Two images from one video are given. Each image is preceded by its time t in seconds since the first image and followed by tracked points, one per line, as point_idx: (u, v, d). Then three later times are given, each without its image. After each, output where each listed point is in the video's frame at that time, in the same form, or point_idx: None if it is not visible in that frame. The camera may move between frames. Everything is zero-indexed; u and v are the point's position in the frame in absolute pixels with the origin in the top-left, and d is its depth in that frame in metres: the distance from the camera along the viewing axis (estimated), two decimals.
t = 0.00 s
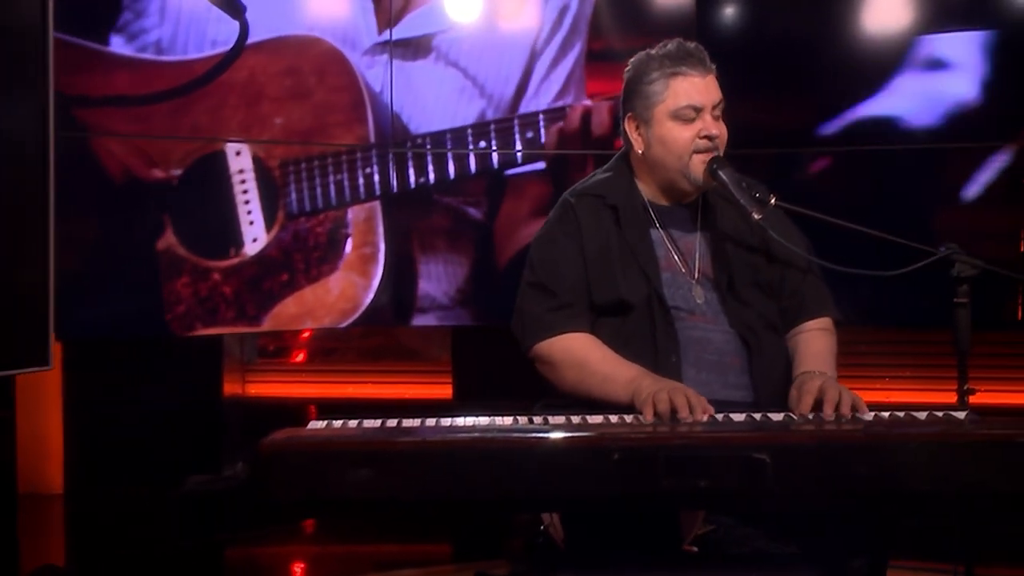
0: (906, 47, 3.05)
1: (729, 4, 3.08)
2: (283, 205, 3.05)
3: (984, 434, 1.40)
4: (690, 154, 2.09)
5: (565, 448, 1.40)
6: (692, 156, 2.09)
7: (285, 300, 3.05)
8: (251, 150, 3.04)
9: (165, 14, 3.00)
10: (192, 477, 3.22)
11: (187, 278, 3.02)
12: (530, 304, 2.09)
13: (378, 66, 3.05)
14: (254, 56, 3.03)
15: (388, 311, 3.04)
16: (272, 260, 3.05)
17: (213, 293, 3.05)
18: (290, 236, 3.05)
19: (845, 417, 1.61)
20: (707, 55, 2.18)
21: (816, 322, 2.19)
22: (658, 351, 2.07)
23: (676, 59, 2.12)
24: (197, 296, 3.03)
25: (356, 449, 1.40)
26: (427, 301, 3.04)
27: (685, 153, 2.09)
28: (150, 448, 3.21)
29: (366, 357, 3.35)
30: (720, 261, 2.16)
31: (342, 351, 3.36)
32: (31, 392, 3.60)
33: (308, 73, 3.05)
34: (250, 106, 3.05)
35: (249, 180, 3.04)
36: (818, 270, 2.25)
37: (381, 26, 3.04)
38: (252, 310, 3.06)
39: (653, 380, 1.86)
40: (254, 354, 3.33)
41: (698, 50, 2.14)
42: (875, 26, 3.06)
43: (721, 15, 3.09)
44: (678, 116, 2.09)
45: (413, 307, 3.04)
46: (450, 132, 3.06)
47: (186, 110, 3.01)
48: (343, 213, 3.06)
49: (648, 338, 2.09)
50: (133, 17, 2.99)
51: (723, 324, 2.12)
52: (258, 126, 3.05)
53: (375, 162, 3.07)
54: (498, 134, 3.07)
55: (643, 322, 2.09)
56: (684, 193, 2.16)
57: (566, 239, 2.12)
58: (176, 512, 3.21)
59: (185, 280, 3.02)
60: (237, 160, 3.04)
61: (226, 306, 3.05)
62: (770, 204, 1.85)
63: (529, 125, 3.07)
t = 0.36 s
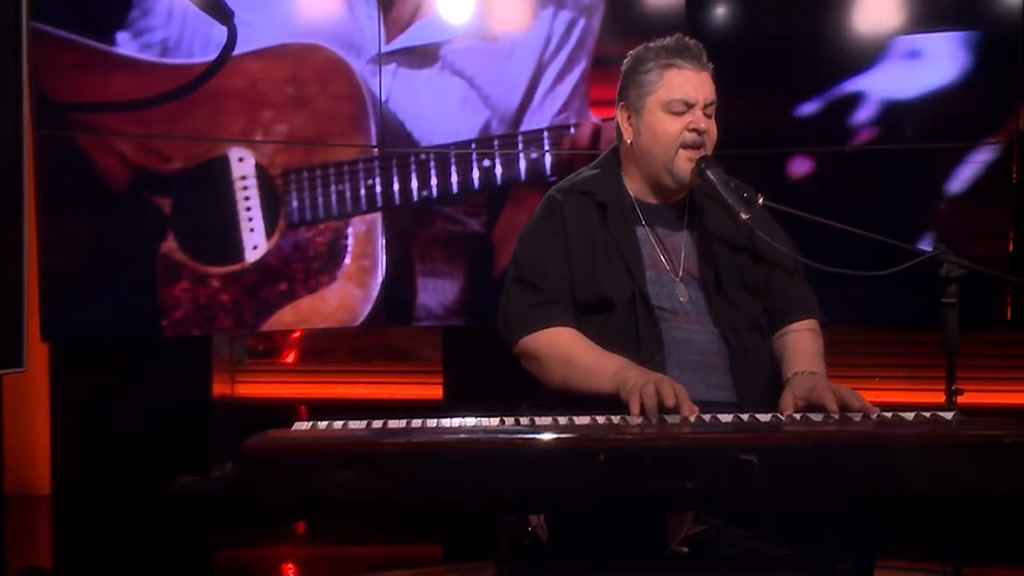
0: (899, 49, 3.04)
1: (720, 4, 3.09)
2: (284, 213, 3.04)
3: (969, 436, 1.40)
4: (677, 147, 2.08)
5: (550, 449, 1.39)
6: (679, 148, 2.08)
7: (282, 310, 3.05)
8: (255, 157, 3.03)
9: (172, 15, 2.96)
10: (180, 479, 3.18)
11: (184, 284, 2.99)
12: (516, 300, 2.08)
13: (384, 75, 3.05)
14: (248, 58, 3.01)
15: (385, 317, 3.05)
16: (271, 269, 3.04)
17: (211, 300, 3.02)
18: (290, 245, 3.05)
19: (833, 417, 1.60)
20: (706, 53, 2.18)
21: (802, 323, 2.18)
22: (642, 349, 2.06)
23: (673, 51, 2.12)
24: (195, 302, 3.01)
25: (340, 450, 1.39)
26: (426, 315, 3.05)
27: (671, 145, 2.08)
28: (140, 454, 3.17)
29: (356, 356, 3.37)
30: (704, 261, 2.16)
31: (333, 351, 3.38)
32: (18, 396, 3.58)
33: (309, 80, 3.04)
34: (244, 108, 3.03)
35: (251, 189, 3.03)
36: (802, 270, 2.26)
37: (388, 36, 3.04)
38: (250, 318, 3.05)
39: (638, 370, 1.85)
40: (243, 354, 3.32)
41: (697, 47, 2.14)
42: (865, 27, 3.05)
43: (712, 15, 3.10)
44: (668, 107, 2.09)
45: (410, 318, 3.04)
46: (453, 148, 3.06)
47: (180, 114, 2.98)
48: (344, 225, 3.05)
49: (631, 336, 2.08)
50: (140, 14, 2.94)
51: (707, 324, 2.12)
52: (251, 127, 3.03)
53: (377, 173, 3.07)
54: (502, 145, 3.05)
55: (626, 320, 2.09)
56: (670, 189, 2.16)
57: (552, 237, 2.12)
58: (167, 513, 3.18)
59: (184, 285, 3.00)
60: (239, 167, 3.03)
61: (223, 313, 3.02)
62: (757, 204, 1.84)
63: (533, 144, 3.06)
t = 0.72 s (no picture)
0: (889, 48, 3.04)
1: (709, 6, 3.11)
2: (290, 214, 3.07)
3: (953, 438, 1.40)
4: (666, 147, 2.08)
5: (535, 451, 1.39)
6: (667, 149, 2.08)
7: (285, 316, 3.08)
8: (265, 157, 3.03)
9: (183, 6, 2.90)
10: (167, 480, 3.17)
11: (188, 284, 2.95)
12: (506, 297, 2.06)
13: (399, 78, 3.11)
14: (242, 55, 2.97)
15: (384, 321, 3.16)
16: (278, 271, 3.06)
17: (216, 300, 3.00)
18: (296, 249, 3.08)
19: (820, 418, 1.60)
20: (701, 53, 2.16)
21: (788, 322, 2.18)
22: (630, 349, 2.06)
23: (667, 51, 2.11)
24: (199, 299, 2.98)
25: (322, 453, 1.38)
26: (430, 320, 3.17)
27: (660, 145, 2.08)
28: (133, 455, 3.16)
29: (345, 357, 3.37)
30: (693, 262, 2.16)
31: (322, 352, 3.37)
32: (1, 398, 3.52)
33: (324, 82, 3.07)
34: (237, 108, 2.99)
35: (259, 189, 3.03)
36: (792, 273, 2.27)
37: (406, 39, 3.10)
38: (253, 320, 3.05)
39: (626, 382, 1.84)
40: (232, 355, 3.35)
41: (692, 48, 2.13)
42: (853, 27, 3.05)
43: (702, 16, 3.12)
44: (658, 107, 2.08)
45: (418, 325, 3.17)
46: (464, 161, 3.17)
47: (169, 110, 2.92)
48: (351, 229, 3.12)
49: (619, 336, 2.08)
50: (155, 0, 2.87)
51: (694, 325, 2.12)
52: (240, 128, 3.01)
53: (387, 181, 3.14)
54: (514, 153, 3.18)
55: (614, 320, 2.08)
56: (658, 189, 2.15)
57: (542, 234, 2.11)
58: (151, 516, 3.13)
59: (184, 283, 2.95)
60: (249, 166, 3.02)
61: (226, 313, 3.01)
62: (745, 205, 1.84)
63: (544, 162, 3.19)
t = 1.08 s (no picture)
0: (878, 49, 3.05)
1: (699, 7, 3.13)
2: (285, 214, 3.06)
3: (940, 439, 1.40)
4: (646, 151, 2.08)
5: (521, 453, 1.38)
6: (647, 153, 2.08)
7: (281, 317, 3.07)
8: (260, 156, 3.02)
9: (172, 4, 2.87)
10: (153, 482, 3.10)
11: (186, 283, 2.93)
12: (494, 297, 2.05)
13: (394, 76, 3.10)
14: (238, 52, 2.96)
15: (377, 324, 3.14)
16: (274, 271, 3.05)
17: (213, 299, 2.98)
18: (293, 249, 3.07)
19: (807, 420, 1.59)
20: (699, 59, 2.12)
21: (776, 327, 2.18)
22: (618, 350, 2.05)
23: (660, 54, 2.09)
24: (196, 299, 2.96)
25: (306, 456, 1.36)
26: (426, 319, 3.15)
27: (640, 149, 2.08)
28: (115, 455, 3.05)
29: (337, 357, 3.36)
30: (681, 264, 2.16)
31: (311, 352, 3.37)
32: None
33: (321, 82, 3.06)
34: (230, 108, 2.97)
35: (253, 187, 3.01)
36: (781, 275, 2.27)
37: (400, 38, 3.10)
38: (250, 320, 3.04)
39: (614, 371, 1.84)
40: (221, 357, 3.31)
41: (688, 53, 2.09)
42: (842, 29, 3.06)
43: (691, 16, 3.14)
44: (643, 109, 2.08)
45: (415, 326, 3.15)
46: (461, 161, 3.15)
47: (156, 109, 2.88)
48: (347, 228, 3.11)
49: (607, 337, 2.08)
50: None
51: (681, 326, 2.12)
52: (234, 126, 2.98)
53: (382, 180, 3.12)
54: (507, 152, 3.15)
55: (601, 320, 2.08)
56: (641, 192, 2.16)
57: (530, 234, 2.10)
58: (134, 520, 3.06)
59: (174, 283, 2.92)
60: (243, 165, 3.00)
61: (224, 313, 3.00)
62: (731, 207, 1.83)
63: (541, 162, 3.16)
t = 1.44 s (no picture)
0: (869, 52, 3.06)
1: (690, 8, 3.13)
2: (256, 208, 3.00)
3: (930, 442, 1.40)
4: (640, 152, 2.07)
5: (510, 457, 1.37)
6: (641, 154, 2.07)
7: (260, 306, 3.02)
8: (227, 152, 2.96)
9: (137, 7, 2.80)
10: (144, 484, 3.05)
11: (158, 283, 2.85)
12: (483, 298, 2.05)
13: (359, 67, 3.08)
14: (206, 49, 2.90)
15: (355, 319, 3.11)
16: (248, 266, 3.00)
17: (186, 297, 2.91)
18: (265, 243, 3.02)
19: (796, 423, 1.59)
20: (699, 64, 2.14)
21: (767, 331, 2.19)
22: (607, 353, 2.05)
23: (659, 56, 2.10)
24: (171, 300, 2.89)
25: (293, 459, 1.36)
26: (403, 309, 3.12)
27: (635, 150, 2.08)
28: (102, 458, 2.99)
29: (322, 358, 3.35)
30: (672, 267, 2.16)
31: (300, 355, 3.34)
32: None
33: (285, 74, 3.02)
34: (212, 104, 2.94)
35: (223, 185, 2.96)
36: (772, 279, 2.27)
37: (362, 28, 3.07)
38: (226, 317, 2.98)
39: (599, 390, 1.81)
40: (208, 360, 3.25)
41: (688, 57, 2.11)
42: (834, 31, 3.07)
43: (684, 19, 3.14)
44: (640, 110, 2.08)
45: (389, 314, 3.12)
46: (429, 139, 3.14)
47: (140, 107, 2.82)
48: (318, 219, 3.08)
49: (597, 339, 2.07)
50: (106, 5, 2.74)
51: (671, 328, 2.11)
52: (215, 129, 2.95)
53: (352, 167, 3.11)
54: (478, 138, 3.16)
55: (592, 322, 2.07)
56: (634, 195, 2.15)
57: (522, 236, 2.09)
58: (126, 523, 3.02)
59: (157, 284, 2.85)
60: (211, 162, 2.94)
61: (199, 311, 2.93)
62: (721, 208, 1.83)
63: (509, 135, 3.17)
